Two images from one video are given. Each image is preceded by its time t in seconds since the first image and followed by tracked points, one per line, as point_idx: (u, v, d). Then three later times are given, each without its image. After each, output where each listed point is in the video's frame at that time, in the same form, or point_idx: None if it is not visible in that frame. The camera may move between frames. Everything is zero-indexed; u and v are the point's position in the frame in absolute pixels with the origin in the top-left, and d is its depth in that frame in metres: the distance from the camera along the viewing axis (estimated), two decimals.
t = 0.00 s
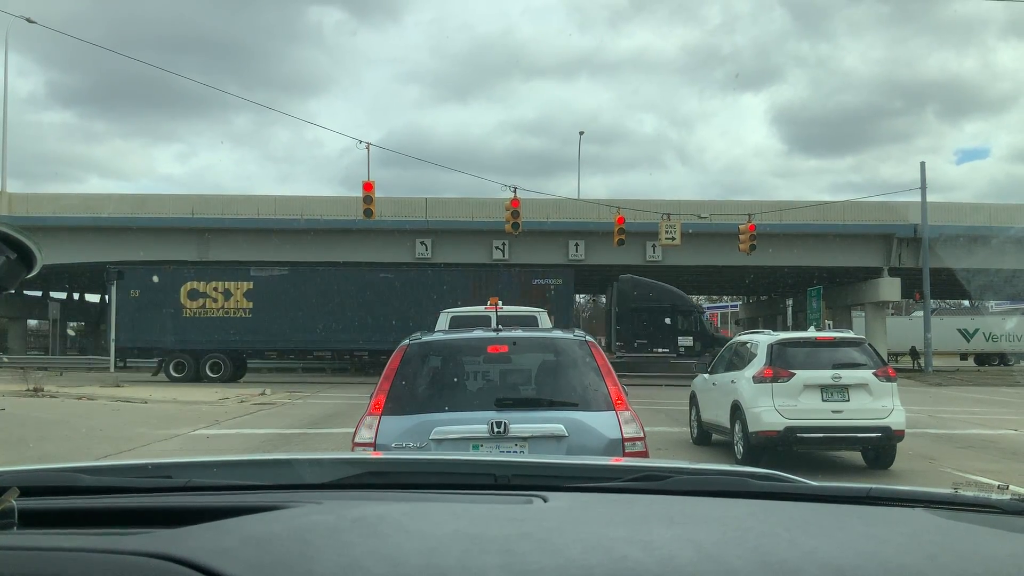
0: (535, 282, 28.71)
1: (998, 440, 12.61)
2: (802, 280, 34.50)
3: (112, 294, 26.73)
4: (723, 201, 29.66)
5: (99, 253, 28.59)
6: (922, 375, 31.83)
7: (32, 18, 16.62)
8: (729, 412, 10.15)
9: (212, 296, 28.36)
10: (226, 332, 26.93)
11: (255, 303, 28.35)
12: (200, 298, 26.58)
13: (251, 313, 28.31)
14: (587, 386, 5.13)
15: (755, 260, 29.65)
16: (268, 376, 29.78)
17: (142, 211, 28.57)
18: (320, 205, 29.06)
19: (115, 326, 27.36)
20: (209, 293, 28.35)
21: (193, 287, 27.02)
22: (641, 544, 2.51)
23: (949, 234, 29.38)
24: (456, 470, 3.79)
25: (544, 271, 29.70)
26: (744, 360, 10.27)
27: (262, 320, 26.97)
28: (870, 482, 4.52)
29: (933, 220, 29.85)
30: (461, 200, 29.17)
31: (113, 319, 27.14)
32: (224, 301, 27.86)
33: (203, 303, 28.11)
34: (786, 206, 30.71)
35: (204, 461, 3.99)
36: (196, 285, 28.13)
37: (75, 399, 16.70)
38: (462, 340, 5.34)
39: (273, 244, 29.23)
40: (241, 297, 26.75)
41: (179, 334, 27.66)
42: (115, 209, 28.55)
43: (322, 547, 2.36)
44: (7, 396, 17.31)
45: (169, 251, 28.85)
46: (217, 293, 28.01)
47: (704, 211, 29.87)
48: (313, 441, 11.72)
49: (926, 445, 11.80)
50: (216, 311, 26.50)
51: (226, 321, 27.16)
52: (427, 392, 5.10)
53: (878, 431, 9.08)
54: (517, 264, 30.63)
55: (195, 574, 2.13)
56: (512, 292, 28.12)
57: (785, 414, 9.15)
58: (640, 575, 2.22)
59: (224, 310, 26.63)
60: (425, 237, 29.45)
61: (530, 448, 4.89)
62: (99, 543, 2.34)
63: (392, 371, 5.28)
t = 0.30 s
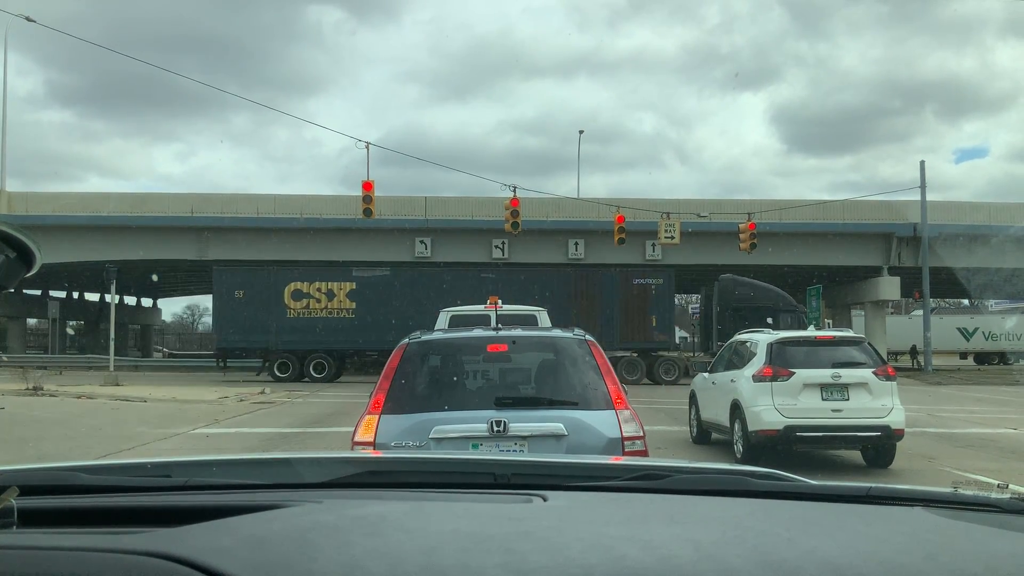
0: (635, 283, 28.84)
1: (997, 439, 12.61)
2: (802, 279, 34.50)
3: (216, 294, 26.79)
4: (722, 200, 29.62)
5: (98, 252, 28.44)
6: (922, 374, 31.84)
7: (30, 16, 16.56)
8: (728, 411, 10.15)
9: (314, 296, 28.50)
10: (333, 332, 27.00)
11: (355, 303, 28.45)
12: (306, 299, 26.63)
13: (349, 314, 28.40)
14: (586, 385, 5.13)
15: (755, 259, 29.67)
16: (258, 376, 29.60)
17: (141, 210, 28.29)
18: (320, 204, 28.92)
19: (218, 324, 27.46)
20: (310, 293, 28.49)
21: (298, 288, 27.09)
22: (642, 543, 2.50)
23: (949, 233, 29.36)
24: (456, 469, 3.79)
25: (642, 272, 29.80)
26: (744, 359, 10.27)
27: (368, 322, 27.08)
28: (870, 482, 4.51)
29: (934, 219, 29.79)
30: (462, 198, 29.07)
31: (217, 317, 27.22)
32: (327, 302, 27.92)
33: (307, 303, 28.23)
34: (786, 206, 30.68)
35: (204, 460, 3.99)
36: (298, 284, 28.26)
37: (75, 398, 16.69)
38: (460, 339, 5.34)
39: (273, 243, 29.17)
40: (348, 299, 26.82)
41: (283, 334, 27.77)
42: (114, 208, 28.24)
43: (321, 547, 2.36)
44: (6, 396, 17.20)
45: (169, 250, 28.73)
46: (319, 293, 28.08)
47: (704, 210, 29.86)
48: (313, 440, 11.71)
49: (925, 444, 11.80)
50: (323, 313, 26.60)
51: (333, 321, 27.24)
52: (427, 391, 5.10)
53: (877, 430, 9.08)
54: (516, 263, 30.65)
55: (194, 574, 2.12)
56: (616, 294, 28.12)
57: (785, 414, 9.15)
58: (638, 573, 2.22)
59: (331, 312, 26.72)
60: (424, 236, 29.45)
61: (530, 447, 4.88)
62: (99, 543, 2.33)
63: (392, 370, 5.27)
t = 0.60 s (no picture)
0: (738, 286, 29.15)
1: (997, 441, 12.62)
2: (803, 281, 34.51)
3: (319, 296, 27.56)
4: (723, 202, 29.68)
5: (98, 254, 28.47)
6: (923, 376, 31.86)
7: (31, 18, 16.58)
8: (729, 413, 10.15)
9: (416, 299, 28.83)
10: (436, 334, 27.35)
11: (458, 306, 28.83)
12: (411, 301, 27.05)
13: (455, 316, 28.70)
14: (586, 386, 5.13)
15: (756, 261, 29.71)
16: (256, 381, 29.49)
17: (141, 212, 28.32)
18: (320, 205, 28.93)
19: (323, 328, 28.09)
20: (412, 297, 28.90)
21: (400, 292, 27.46)
22: (642, 545, 2.51)
23: (950, 235, 29.41)
24: (457, 470, 3.79)
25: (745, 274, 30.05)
26: (744, 361, 10.27)
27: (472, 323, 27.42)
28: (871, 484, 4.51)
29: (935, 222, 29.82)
30: (462, 201, 29.09)
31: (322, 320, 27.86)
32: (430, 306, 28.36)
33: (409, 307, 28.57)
34: (787, 208, 30.72)
35: (205, 462, 4.00)
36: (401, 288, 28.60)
37: (76, 400, 16.74)
38: (460, 341, 5.35)
39: (274, 245, 29.19)
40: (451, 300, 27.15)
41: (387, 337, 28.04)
42: (114, 210, 28.28)
43: (323, 549, 2.36)
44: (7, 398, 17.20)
45: (170, 252, 28.74)
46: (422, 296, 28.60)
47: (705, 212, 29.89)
48: (312, 442, 11.72)
49: (926, 446, 11.81)
50: (424, 314, 26.99)
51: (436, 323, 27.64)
52: (427, 393, 5.10)
53: (877, 432, 9.07)
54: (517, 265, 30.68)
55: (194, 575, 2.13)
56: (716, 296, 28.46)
57: (785, 415, 9.16)
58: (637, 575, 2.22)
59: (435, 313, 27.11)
60: (425, 238, 29.48)
61: (529, 450, 4.89)
62: (101, 545, 2.34)
63: (392, 372, 5.27)
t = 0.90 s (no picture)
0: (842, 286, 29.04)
1: (996, 440, 12.65)
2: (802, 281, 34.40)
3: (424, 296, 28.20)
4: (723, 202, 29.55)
5: (98, 254, 28.43)
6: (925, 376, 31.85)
7: (31, 15, 16.54)
8: (728, 412, 10.15)
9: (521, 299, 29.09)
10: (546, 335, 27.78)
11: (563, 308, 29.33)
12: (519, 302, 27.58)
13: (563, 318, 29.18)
14: (586, 385, 5.13)
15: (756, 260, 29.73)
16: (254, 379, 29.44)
17: (141, 211, 28.26)
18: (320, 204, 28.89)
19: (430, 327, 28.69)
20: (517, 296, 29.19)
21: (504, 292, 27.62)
22: (642, 545, 2.50)
23: (949, 234, 29.52)
24: (456, 469, 3.80)
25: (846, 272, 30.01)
26: (744, 360, 10.27)
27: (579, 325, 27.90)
28: (870, 483, 4.51)
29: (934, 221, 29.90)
30: (462, 199, 29.02)
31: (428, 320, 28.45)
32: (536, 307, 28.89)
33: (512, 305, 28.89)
34: (787, 207, 30.71)
35: (204, 460, 3.99)
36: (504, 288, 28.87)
37: (76, 398, 16.71)
38: (459, 340, 5.34)
39: (274, 244, 29.17)
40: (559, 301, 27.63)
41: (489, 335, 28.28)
42: (114, 209, 28.23)
43: (323, 547, 2.36)
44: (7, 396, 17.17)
45: (170, 251, 28.71)
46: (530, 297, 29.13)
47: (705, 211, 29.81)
48: (311, 441, 11.70)
49: (925, 446, 11.83)
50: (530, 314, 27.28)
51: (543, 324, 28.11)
52: (426, 392, 5.10)
53: (876, 431, 9.07)
54: (516, 264, 30.70)
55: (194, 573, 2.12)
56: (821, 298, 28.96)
57: (785, 415, 9.15)
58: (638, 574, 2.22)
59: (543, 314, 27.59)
60: (425, 237, 29.47)
61: (529, 448, 4.89)
62: (100, 543, 2.33)
63: (391, 371, 5.27)
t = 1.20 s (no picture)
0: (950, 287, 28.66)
1: (996, 441, 12.65)
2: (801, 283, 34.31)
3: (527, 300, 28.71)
4: (722, 203, 29.52)
5: (97, 255, 28.43)
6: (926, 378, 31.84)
7: (30, 17, 16.56)
8: (728, 414, 10.15)
9: (625, 301, 29.14)
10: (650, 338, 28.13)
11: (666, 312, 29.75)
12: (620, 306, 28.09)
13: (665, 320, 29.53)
14: (586, 386, 5.14)
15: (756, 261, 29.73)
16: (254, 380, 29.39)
17: (141, 212, 28.25)
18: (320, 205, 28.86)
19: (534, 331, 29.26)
20: (621, 299, 29.22)
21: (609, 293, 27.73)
22: (641, 546, 2.50)
23: (949, 235, 29.59)
24: (456, 470, 3.79)
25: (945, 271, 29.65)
26: (743, 361, 10.27)
27: (680, 328, 28.26)
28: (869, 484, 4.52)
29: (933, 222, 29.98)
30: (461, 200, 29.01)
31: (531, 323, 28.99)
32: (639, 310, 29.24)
33: (618, 308, 28.95)
34: (787, 208, 30.71)
35: (204, 461, 3.99)
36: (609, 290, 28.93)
37: (75, 399, 16.69)
38: (459, 341, 5.34)
39: (274, 245, 29.17)
40: (661, 304, 28.07)
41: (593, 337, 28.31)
42: (114, 210, 28.22)
43: (322, 548, 2.36)
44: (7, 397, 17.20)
45: (170, 252, 28.71)
46: (631, 300, 29.51)
47: (705, 212, 29.76)
48: (310, 442, 11.72)
49: (925, 447, 11.82)
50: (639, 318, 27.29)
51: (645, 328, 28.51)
52: (426, 393, 5.10)
53: (876, 433, 9.07)
54: (516, 265, 30.69)
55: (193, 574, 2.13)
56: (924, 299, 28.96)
57: (785, 416, 9.15)
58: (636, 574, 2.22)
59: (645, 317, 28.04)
60: (425, 238, 29.45)
61: (528, 449, 4.88)
62: (99, 544, 2.34)
63: (391, 372, 5.27)
